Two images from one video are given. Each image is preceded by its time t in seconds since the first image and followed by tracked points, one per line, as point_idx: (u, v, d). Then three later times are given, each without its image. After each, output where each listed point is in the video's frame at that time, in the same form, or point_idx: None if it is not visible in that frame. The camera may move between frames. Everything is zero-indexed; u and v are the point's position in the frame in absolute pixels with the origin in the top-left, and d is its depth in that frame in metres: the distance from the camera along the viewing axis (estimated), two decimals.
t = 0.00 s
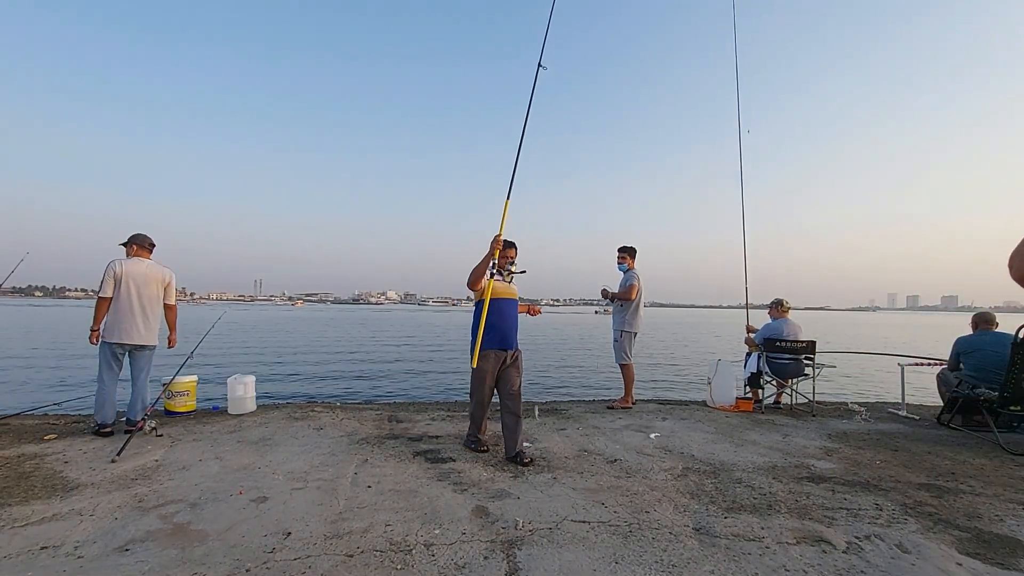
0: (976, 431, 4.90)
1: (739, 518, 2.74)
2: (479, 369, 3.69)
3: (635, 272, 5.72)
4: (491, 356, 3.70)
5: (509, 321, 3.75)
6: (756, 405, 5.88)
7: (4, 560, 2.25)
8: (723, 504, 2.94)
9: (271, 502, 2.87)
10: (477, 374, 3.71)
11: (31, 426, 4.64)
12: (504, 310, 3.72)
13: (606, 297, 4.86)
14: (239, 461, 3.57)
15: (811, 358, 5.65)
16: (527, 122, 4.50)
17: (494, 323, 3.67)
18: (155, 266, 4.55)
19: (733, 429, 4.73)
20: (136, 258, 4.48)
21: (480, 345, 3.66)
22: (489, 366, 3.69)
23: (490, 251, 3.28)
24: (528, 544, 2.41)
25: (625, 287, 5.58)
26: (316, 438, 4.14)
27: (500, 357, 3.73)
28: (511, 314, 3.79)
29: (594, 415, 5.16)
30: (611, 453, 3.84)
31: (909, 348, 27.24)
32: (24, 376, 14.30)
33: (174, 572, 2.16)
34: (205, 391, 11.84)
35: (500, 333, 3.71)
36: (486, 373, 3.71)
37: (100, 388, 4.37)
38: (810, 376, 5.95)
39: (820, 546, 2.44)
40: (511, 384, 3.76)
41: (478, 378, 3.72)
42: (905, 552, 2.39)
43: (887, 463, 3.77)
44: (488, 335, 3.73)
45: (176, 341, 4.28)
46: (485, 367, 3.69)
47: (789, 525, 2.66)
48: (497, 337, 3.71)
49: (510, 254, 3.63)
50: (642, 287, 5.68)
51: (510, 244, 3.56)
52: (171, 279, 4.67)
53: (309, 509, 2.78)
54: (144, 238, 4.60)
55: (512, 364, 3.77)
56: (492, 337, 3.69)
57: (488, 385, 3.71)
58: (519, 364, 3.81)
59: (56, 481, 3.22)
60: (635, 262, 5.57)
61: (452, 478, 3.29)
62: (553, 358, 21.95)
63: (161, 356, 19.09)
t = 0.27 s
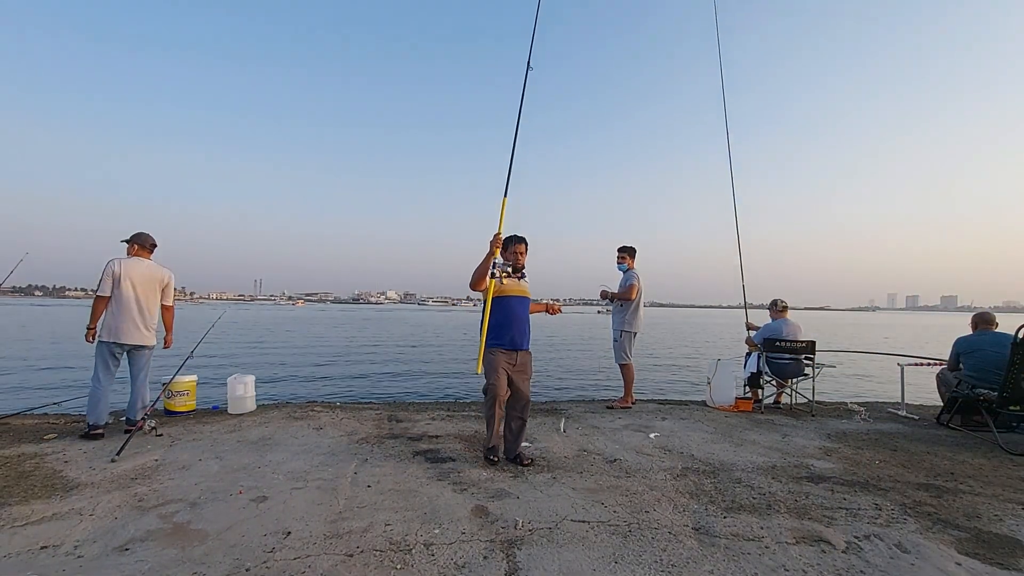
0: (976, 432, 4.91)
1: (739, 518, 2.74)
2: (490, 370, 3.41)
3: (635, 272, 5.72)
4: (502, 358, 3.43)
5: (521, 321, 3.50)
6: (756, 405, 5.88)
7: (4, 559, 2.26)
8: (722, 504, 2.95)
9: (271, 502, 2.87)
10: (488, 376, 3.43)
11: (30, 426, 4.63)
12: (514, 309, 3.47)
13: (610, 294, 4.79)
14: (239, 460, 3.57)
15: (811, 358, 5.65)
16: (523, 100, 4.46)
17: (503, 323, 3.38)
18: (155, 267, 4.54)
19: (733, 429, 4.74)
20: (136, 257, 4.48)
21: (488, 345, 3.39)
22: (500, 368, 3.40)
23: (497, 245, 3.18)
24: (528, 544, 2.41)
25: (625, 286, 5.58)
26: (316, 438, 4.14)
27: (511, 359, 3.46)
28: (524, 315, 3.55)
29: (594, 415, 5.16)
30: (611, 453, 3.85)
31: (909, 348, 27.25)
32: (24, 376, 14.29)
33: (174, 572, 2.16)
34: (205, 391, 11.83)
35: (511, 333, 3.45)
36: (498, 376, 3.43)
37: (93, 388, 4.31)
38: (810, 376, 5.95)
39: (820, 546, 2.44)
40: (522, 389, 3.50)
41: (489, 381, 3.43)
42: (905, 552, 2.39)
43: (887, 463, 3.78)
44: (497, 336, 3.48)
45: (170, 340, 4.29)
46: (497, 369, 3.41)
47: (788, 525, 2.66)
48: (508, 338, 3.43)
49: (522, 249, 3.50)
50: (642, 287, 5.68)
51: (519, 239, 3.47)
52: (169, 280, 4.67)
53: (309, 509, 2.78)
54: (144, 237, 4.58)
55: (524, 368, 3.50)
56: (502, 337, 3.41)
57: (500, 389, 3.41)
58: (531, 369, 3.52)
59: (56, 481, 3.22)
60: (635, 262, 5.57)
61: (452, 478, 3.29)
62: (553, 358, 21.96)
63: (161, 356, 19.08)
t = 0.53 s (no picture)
0: (977, 432, 4.90)
1: (739, 518, 2.74)
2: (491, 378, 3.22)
3: (635, 272, 5.72)
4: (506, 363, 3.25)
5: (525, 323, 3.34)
6: (756, 405, 5.88)
7: (3, 560, 2.26)
8: (722, 504, 2.95)
9: (271, 502, 2.87)
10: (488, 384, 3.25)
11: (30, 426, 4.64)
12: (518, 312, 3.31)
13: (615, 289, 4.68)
14: (239, 461, 3.57)
15: (811, 358, 5.65)
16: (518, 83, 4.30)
17: (506, 326, 3.21)
18: (145, 266, 4.51)
19: (733, 429, 4.74)
20: (128, 257, 4.46)
21: (491, 353, 3.20)
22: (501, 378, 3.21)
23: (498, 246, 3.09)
24: (528, 544, 2.41)
25: (625, 286, 5.58)
26: (316, 438, 4.14)
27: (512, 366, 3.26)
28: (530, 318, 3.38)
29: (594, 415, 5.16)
30: (611, 453, 3.85)
31: (909, 347, 27.26)
32: (24, 376, 14.29)
33: (174, 572, 2.16)
34: (205, 391, 11.83)
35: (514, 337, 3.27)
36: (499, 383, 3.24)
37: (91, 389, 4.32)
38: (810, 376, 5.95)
39: (819, 546, 2.44)
40: (524, 398, 3.34)
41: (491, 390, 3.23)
42: (904, 552, 2.39)
43: (886, 463, 3.78)
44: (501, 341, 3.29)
45: (168, 341, 4.26)
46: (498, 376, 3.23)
47: (788, 525, 2.66)
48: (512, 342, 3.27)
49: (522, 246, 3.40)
50: (642, 287, 5.67)
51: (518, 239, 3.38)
52: (163, 279, 4.65)
53: (309, 509, 2.78)
54: (136, 236, 4.57)
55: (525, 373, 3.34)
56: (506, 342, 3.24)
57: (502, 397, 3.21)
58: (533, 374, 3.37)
59: (55, 481, 3.22)
60: (635, 262, 5.57)
61: (452, 478, 3.29)
62: (553, 359, 21.96)
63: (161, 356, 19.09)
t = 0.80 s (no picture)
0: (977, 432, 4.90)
1: (739, 518, 2.74)
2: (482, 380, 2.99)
3: (635, 272, 5.72)
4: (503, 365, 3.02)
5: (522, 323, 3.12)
6: (756, 404, 5.88)
7: (3, 559, 2.25)
8: (722, 504, 2.94)
9: (271, 502, 2.87)
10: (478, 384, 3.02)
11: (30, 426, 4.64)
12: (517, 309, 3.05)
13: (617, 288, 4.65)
14: (239, 461, 3.57)
15: (811, 358, 5.64)
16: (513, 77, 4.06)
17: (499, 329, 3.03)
18: (132, 265, 4.48)
19: (733, 429, 4.73)
20: (115, 257, 4.44)
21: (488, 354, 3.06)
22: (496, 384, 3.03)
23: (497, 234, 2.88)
24: (528, 544, 2.41)
25: (625, 286, 5.57)
26: (316, 438, 4.14)
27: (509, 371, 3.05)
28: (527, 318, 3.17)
29: (594, 415, 5.15)
30: (611, 453, 3.84)
31: (909, 347, 27.25)
32: (24, 376, 14.29)
33: (174, 572, 2.16)
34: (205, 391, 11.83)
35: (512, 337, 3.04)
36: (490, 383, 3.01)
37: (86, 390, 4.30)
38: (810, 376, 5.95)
39: (820, 546, 2.44)
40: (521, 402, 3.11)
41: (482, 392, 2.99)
42: (905, 552, 2.39)
43: (886, 463, 3.77)
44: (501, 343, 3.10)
45: (163, 339, 4.26)
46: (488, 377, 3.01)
47: (788, 525, 2.66)
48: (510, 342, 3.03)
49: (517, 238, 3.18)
50: (642, 288, 5.67)
51: (514, 228, 3.17)
52: (152, 278, 4.63)
53: (309, 509, 2.78)
54: (124, 235, 4.53)
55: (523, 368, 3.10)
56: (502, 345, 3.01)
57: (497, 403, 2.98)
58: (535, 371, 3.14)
59: (55, 481, 3.22)
60: (635, 262, 5.57)
61: (452, 478, 3.29)
62: (553, 359, 21.95)
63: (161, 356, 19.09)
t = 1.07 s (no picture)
0: (976, 432, 4.90)
1: (739, 518, 2.74)
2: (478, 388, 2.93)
3: (636, 272, 5.71)
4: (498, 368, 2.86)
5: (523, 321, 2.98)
6: (757, 404, 5.88)
7: (3, 559, 2.26)
8: (722, 504, 2.94)
9: (271, 502, 2.87)
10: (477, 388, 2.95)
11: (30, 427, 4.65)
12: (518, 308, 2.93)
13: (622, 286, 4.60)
14: (239, 461, 3.57)
15: (811, 358, 5.64)
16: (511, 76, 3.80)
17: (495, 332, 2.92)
18: (116, 266, 4.43)
19: (733, 429, 4.73)
20: (99, 259, 4.39)
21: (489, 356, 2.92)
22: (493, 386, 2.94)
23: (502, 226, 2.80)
24: (528, 544, 2.41)
25: (625, 286, 5.57)
26: (316, 438, 4.14)
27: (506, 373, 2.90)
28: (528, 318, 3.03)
29: (594, 415, 5.16)
30: (611, 453, 3.85)
31: (909, 347, 27.24)
32: (24, 377, 14.30)
33: (174, 572, 2.16)
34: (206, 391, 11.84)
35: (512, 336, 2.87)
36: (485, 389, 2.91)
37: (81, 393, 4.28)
38: (810, 376, 5.95)
39: (820, 546, 2.44)
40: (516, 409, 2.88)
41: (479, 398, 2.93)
42: (905, 552, 2.39)
43: (886, 463, 3.77)
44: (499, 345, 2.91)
45: (155, 338, 4.28)
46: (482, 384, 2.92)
47: (789, 525, 2.66)
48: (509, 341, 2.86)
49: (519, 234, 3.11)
50: (642, 288, 5.66)
51: (519, 225, 3.12)
52: (139, 276, 4.57)
53: (309, 509, 2.78)
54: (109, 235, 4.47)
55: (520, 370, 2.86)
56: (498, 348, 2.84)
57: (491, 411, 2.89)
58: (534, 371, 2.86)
59: (55, 481, 3.22)
60: (635, 263, 5.56)
61: (452, 478, 3.29)
62: (553, 359, 21.96)
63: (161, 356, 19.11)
